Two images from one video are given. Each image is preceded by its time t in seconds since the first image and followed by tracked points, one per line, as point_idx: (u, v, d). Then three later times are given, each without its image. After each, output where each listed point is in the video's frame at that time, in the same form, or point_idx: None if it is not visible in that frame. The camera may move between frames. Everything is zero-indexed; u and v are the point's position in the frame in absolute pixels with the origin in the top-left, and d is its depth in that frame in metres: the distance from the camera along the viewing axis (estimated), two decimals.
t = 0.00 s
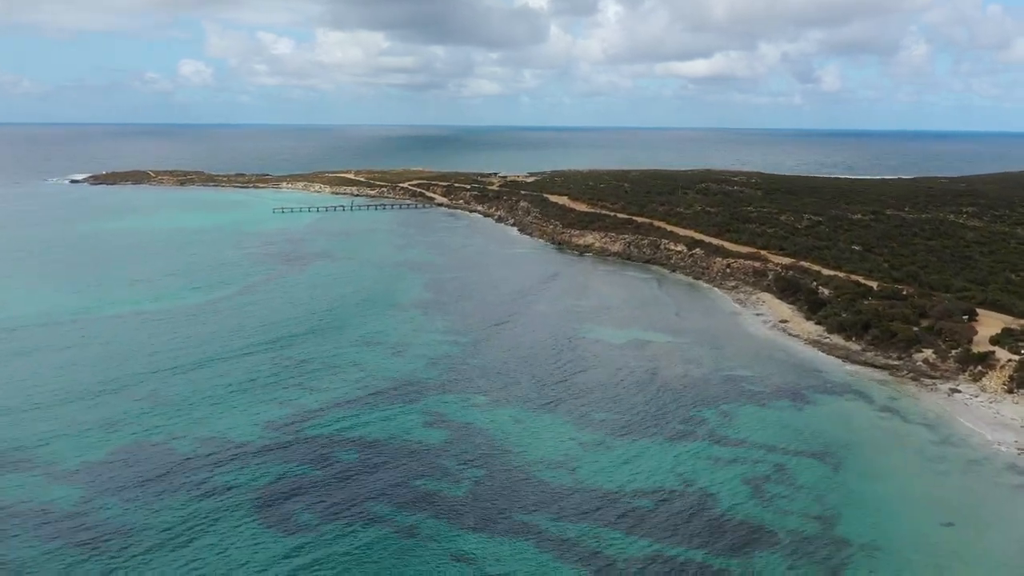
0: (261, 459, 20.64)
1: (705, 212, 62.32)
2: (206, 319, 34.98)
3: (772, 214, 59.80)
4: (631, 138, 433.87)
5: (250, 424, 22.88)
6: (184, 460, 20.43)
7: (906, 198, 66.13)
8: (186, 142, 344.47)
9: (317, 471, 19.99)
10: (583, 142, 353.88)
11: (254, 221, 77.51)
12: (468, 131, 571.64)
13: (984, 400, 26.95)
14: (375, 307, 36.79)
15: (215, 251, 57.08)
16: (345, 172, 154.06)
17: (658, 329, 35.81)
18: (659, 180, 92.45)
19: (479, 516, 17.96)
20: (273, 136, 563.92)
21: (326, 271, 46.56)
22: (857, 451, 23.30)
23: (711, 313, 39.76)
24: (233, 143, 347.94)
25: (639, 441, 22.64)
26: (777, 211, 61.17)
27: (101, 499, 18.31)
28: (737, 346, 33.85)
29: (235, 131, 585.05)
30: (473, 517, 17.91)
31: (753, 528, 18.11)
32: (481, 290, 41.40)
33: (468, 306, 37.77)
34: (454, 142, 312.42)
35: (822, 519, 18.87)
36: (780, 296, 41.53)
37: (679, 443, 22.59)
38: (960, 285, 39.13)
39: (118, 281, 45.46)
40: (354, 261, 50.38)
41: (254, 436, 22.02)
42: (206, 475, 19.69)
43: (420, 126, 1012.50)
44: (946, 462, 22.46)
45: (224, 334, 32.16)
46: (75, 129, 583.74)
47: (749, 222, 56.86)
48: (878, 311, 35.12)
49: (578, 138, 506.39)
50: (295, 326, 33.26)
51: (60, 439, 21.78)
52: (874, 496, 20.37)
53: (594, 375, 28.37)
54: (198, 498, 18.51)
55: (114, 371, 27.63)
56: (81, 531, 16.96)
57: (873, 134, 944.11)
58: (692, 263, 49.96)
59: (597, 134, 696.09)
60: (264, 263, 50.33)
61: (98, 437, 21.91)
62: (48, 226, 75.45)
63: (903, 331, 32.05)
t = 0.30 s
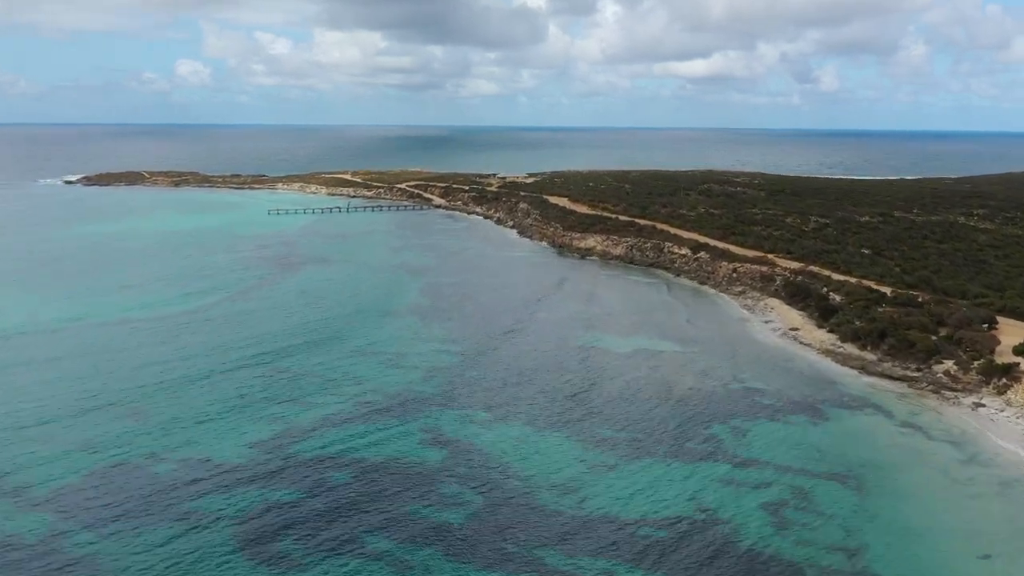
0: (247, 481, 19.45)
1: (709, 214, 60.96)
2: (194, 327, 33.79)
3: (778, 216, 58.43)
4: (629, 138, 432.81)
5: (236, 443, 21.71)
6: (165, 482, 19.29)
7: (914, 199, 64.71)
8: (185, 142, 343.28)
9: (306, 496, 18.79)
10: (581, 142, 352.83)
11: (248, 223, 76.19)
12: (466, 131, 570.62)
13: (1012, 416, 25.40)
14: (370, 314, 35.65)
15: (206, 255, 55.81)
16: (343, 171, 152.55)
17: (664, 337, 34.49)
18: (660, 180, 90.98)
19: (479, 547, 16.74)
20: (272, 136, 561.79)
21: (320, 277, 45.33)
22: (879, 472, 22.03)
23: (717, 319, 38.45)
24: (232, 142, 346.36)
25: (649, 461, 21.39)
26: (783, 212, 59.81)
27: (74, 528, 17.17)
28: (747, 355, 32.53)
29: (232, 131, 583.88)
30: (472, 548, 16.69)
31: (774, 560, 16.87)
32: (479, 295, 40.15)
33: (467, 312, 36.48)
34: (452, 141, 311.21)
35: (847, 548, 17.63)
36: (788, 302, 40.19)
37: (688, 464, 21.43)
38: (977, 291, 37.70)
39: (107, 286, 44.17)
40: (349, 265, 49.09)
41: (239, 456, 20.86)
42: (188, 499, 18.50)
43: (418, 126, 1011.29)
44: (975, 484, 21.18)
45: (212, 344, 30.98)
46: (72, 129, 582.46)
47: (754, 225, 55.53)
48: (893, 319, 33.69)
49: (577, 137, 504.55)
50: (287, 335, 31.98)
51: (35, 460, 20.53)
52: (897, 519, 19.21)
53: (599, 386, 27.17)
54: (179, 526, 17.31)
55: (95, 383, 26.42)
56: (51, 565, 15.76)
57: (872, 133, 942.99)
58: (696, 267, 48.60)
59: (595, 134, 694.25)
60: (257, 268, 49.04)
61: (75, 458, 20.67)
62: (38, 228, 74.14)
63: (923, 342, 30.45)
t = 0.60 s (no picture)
0: (230, 510, 18.08)
1: (713, 216, 59.45)
2: (181, 335, 32.38)
3: (784, 218, 57.05)
4: (628, 138, 431.85)
5: (217, 466, 20.31)
6: (139, 511, 17.91)
7: (922, 202, 63.30)
8: (183, 142, 342.42)
9: (292, 526, 17.43)
10: (579, 142, 351.73)
11: (242, 225, 74.66)
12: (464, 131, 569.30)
13: None
14: (365, 323, 34.25)
15: (197, 259, 54.34)
16: (340, 172, 151.00)
17: (672, 346, 33.05)
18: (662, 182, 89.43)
19: None
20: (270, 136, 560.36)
21: (314, 282, 43.91)
22: (906, 495, 20.66)
23: (725, 326, 37.06)
24: (229, 142, 344.61)
25: (661, 486, 20.00)
26: (789, 215, 58.31)
27: (36, 565, 15.80)
28: (759, 366, 31.09)
29: (229, 131, 582.37)
30: None
31: None
32: (478, 302, 38.72)
33: (465, 320, 35.07)
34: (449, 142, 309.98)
35: None
36: (799, 310, 38.73)
37: (702, 489, 20.04)
38: (996, 297, 36.28)
39: (92, 292, 42.66)
40: (344, 271, 47.63)
41: (221, 481, 19.49)
42: (165, 530, 17.13)
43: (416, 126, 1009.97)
44: (1011, 510, 19.81)
45: (198, 355, 29.59)
46: (69, 129, 580.64)
47: (760, 228, 54.05)
48: (912, 328, 32.28)
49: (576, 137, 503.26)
50: (277, 347, 30.56)
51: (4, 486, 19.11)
52: (932, 550, 17.84)
53: (605, 401, 25.76)
54: (154, 561, 15.96)
55: (72, 398, 25.02)
56: None
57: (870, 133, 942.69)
58: (702, 272, 47.13)
59: (594, 134, 693.25)
60: (249, 273, 47.59)
61: (46, 483, 19.26)
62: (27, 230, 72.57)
63: (943, 353, 29.09)
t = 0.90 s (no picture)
0: (211, 542, 16.83)
1: (718, 219, 58.07)
2: (168, 346, 31.09)
3: (790, 221, 55.69)
4: (626, 138, 430.79)
5: (197, 490, 19.06)
6: (111, 544, 16.68)
7: (930, 205, 62.01)
8: (180, 142, 340.96)
9: (278, 562, 16.20)
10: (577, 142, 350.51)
11: (236, 228, 73.25)
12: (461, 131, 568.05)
13: None
14: (359, 332, 33.03)
15: (189, 264, 53.08)
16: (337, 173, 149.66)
17: (680, 356, 31.70)
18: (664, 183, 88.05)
19: None
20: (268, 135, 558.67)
21: (307, 289, 42.52)
22: (935, 522, 19.35)
23: (733, 335, 35.75)
24: (226, 142, 342.92)
25: (674, 513, 18.71)
26: (795, 217, 56.96)
27: None
28: (771, 378, 29.74)
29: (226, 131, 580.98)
30: None
31: None
32: (478, 310, 37.39)
33: (464, 330, 33.70)
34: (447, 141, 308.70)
35: None
36: (811, 317, 37.38)
37: (719, 516, 18.74)
38: (1016, 304, 34.93)
39: (78, 300, 41.26)
40: (339, 277, 46.25)
41: (203, 509, 18.21)
42: (141, 567, 15.87)
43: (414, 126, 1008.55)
44: None
45: (184, 366, 28.34)
46: (65, 129, 579.13)
47: (767, 231, 52.70)
48: (930, 338, 30.94)
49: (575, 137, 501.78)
50: (267, 358, 29.23)
51: None
52: None
53: (610, 416, 24.49)
54: None
55: (49, 415, 23.78)
56: None
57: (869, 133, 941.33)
58: (708, 278, 45.77)
59: (592, 134, 691.43)
60: (240, 279, 46.20)
61: (15, 513, 17.95)
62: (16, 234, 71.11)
63: (966, 365, 27.75)
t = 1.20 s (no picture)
0: None
1: (723, 222, 56.59)
2: (152, 358, 29.67)
3: (797, 224, 54.23)
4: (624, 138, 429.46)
5: (174, 520, 17.72)
6: None
7: (939, 207, 60.52)
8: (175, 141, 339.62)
9: None
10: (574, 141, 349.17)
11: (229, 231, 71.71)
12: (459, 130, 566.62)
13: None
14: (352, 342, 31.64)
15: (180, 269, 51.62)
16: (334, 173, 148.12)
17: (688, 368, 30.27)
18: (665, 185, 86.54)
19: None
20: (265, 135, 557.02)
21: (299, 295, 41.04)
22: (971, 554, 17.93)
23: (742, 344, 34.38)
24: (224, 143, 341.28)
25: (690, 547, 17.35)
26: (802, 220, 55.48)
27: None
28: (785, 391, 28.31)
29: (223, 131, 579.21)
30: None
31: None
32: (476, 318, 35.93)
33: (462, 341, 32.23)
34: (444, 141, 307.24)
35: None
36: (823, 325, 35.93)
37: (738, 550, 17.35)
38: None
39: (62, 308, 39.76)
40: (333, 282, 44.77)
41: (179, 542, 16.88)
42: None
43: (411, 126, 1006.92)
44: None
45: (168, 381, 26.94)
46: (61, 129, 577.00)
47: (774, 235, 51.23)
48: (952, 348, 29.49)
49: (574, 136, 500.81)
50: (256, 372, 27.80)
51: None
52: None
53: (616, 435, 23.14)
54: None
55: (21, 434, 22.37)
56: None
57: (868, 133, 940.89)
58: (714, 283, 44.32)
59: (590, 134, 690.17)
60: (231, 285, 44.69)
61: None
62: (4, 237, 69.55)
63: (992, 378, 26.32)
